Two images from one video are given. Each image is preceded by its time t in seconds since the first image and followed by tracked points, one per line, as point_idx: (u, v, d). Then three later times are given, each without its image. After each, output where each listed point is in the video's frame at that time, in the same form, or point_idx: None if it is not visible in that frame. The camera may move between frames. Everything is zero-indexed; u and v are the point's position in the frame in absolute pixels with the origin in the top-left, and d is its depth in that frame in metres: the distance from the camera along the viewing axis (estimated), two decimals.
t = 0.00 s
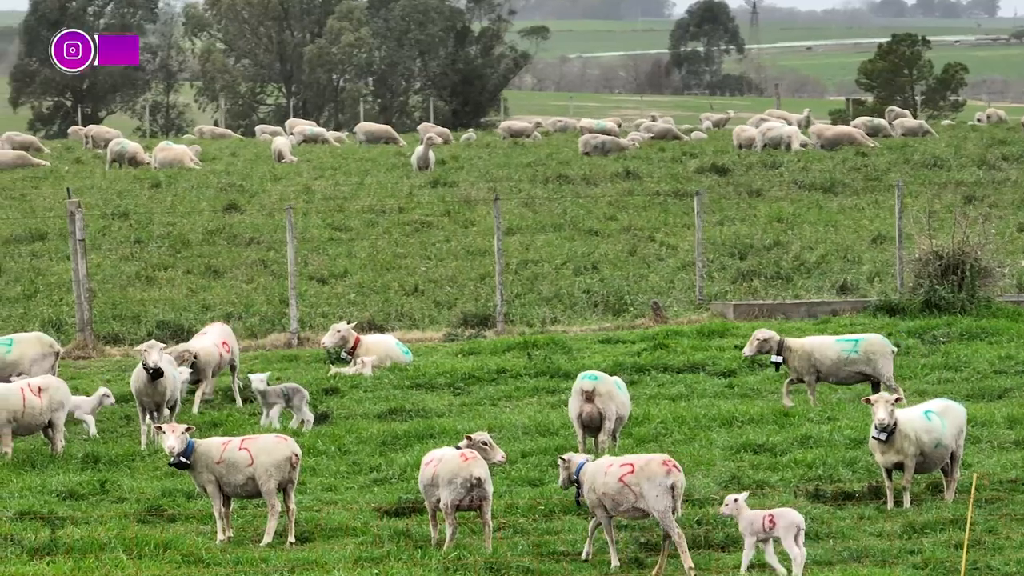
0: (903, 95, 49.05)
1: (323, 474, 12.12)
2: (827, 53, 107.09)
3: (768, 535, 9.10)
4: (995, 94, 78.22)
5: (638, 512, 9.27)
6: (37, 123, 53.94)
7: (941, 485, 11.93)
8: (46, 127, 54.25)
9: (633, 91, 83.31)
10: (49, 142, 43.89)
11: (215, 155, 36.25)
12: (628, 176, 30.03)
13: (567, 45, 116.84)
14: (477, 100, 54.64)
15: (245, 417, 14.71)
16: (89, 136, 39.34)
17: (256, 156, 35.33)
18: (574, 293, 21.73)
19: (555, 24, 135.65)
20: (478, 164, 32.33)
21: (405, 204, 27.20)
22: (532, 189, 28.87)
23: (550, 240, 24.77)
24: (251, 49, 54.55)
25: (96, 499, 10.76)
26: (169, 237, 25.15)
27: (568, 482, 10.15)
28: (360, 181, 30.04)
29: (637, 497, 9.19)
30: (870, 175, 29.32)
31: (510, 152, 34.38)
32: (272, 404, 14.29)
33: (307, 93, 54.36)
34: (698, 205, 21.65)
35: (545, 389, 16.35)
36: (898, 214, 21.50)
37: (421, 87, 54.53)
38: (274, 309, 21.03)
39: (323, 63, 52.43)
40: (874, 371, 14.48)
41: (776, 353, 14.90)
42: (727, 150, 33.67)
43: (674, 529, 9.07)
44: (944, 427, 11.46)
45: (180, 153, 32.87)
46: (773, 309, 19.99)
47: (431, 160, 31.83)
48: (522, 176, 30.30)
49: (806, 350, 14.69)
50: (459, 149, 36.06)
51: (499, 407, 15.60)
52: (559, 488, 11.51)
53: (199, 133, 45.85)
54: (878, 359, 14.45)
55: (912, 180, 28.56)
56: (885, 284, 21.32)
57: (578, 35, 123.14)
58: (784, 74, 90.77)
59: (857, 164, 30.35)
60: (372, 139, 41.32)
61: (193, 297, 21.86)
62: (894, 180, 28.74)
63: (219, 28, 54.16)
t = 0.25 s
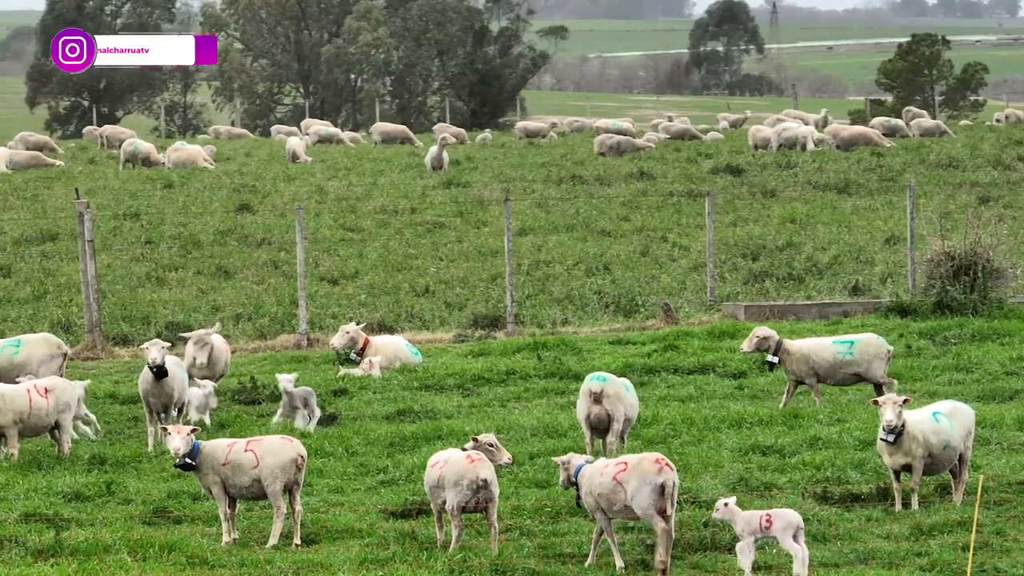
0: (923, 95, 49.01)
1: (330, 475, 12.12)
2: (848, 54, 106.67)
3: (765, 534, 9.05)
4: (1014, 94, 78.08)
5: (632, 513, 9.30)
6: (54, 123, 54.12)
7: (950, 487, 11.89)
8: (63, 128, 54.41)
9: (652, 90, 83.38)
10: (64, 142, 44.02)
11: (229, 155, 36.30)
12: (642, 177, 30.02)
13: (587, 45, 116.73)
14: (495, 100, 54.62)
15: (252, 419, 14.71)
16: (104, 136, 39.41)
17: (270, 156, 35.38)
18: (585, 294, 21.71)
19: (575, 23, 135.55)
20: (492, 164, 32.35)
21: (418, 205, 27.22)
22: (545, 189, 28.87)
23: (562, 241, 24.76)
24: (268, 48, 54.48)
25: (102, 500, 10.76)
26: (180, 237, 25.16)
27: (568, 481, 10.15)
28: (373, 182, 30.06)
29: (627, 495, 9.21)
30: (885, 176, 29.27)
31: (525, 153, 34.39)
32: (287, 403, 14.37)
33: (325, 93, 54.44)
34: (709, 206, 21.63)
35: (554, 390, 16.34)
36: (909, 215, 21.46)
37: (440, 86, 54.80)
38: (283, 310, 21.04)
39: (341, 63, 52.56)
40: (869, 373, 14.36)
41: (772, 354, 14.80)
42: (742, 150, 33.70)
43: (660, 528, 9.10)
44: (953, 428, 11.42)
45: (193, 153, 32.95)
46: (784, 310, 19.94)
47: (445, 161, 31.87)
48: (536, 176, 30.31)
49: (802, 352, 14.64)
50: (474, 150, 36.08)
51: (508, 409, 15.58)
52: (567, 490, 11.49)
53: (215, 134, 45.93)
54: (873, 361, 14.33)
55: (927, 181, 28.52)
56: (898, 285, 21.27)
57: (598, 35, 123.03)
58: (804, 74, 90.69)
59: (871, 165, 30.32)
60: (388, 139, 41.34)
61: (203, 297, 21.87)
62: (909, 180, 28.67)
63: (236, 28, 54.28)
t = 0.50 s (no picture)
0: (940, 95, 48.95)
1: (335, 475, 12.12)
2: (864, 54, 106.37)
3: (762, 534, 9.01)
4: None
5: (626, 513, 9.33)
6: (68, 123, 54.24)
7: (957, 487, 11.85)
8: (77, 127, 54.66)
9: (667, 89, 83.38)
10: (76, 142, 44.11)
11: (240, 155, 36.32)
12: (653, 177, 30.01)
13: (603, 44, 116.55)
14: (510, 100, 54.58)
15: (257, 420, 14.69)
16: (115, 135, 39.44)
17: (281, 156, 35.40)
18: (594, 294, 21.68)
19: (592, 22, 135.36)
20: (503, 164, 32.34)
21: (428, 205, 27.22)
22: (556, 189, 28.86)
23: (571, 241, 24.73)
24: (281, 48, 54.74)
25: (107, 501, 10.76)
26: (190, 237, 25.17)
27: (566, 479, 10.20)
28: (383, 181, 30.08)
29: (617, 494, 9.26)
30: (897, 176, 29.22)
31: (538, 153, 34.38)
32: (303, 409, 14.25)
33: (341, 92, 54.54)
34: (717, 206, 21.61)
35: (562, 391, 16.32)
36: (919, 216, 21.40)
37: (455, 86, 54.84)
38: (291, 310, 21.04)
39: (353, 62, 52.57)
40: (864, 373, 14.52)
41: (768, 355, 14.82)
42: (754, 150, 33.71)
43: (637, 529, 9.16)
44: (960, 429, 11.38)
45: (204, 153, 32.98)
46: (793, 311, 19.88)
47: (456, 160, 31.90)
48: (547, 176, 30.30)
49: (799, 351, 14.68)
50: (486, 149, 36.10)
51: (515, 409, 15.56)
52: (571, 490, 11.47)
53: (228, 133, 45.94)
54: (868, 361, 14.48)
55: (939, 180, 28.49)
56: (908, 285, 21.21)
57: (616, 33, 122.81)
58: (820, 72, 90.56)
59: (884, 165, 30.27)
60: (401, 139, 41.34)
61: (211, 298, 21.88)
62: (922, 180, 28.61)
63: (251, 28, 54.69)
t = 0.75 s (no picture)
0: (958, 94, 48.94)
1: (343, 477, 12.12)
2: (886, 54, 105.79)
3: (752, 537, 9.08)
4: None
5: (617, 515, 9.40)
6: (86, 124, 54.39)
7: (965, 489, 11.81)
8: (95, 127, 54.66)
9: (687, 89, 83.43)
10: (90, 142, 44.22)
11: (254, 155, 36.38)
12: (667, 177, 30.00)
13: (623, 44, 116.45)
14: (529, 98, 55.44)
15: (264, 421, 14.69)
16: (129, 135, 39.51)
17: (295, 156, 35.45)
18: (605, 294, 21.65)
19: (612, 21, 135.26)
20: (517, 164, 32.36)
21: (440, 206, 27.24)
22: (569, 189, 28.86)
23: (583, 241, 24.72)
24: (301, 47, 54.90)
25: (112, 502, 10.77)
26: (201, 237, 25.20)
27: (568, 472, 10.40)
28: (397, 181, 30.11)
29: (611, 497, 9.34)
30: (912, 175, 29.18)
31: (553, 153, 34.39)
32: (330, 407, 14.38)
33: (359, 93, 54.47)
34: (728, 207, 21.58)
35: (571, 391, 16.32)
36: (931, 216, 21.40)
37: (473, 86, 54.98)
38: (301, 310, 21.06)
39: (371, 62, 52.72)
40: (857, 377, 14.52)
41: (764, 354, 14.81)
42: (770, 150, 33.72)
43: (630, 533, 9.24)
44: (967, 431, 11.35)
45: (218, 153, 33.04)
46: (805, 311, 19.84)
47: (470, 160, 31.93)
48: (560, 176, 30.32)
49: (793, 353, 14.68)
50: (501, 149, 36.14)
51: (525, 410, 15.56)
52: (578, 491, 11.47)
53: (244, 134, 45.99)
54: (862, 366, 14.47)
55: (954, 180, 28.46)
56: (921, 285, 21.18)
57: (636, 32, 122.63)
58: (839, 71, 90.46)
59: (899, 165, 30.25)
60: (417, 139, 41.35)
61: (221, 298, 21.91)
62: (937, 180, 28.54)
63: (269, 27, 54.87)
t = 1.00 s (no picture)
0: (978, 94, 48.89)
1: (350, 478, 12.12)
2: (907, 54, 105.40)
3: (743, 535, 9.15)
4: None
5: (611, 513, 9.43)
6: (103, 123, 54.53)
7: (973, 490, 11.77)
8: (112, 127, 54.83)
9: (707, 89, 83.36)
10: (105, 142, 44.32)
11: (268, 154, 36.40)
12: (681, 177, 29.97)
13: (642, 42, 116.26)
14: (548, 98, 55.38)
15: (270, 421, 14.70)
16: (143, 135, 39.59)
17: (309, 156, 35.49)
18: (617, 295, 21.63)
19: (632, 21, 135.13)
20: (532, 164, 32.36)
21: (453, 205, 27.23)
22: (582, 189, 28.85)
23: (595, 241, 24.70)
24: (318, 46, 54.70)
25: (117, 503, 10.78)
26: (212, 237, 25.23)
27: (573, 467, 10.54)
28: (410, 181, 30.12)
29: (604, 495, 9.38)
30: (927, 175, 29.11)
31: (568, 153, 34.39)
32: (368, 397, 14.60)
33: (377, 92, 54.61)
34: (739, 207, 21.54)
35: (581, 391, 16.31)
36: (942, 215, 21.35)
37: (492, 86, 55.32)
38: (310, 311, 21.07)
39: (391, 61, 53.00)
40: (856, 375, 14.46)
41: (761, 353, 14.75)
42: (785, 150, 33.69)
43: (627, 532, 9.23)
44: (975, 431, 11.31)
45: (231, 152, 33.09)
46: (816, 311, 19.80)
47: (484, 160, 31.94)
48: (574, 176, 30.31)
49: (790, 351, 14.64)
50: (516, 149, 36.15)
51: (534, 410, 15.55)
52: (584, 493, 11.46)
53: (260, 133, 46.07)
54: (861, 363, 14.42)
55: (969, 180, 28.40)
56: (933, 286, 21.13)
57: (656, 32, 122.44)
58: (858, 70, 90.26)
59: (915, 165, 30.19)
60: (433, 139, 41.35)
61: (231, 298, 21.93)
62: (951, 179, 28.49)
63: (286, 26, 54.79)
